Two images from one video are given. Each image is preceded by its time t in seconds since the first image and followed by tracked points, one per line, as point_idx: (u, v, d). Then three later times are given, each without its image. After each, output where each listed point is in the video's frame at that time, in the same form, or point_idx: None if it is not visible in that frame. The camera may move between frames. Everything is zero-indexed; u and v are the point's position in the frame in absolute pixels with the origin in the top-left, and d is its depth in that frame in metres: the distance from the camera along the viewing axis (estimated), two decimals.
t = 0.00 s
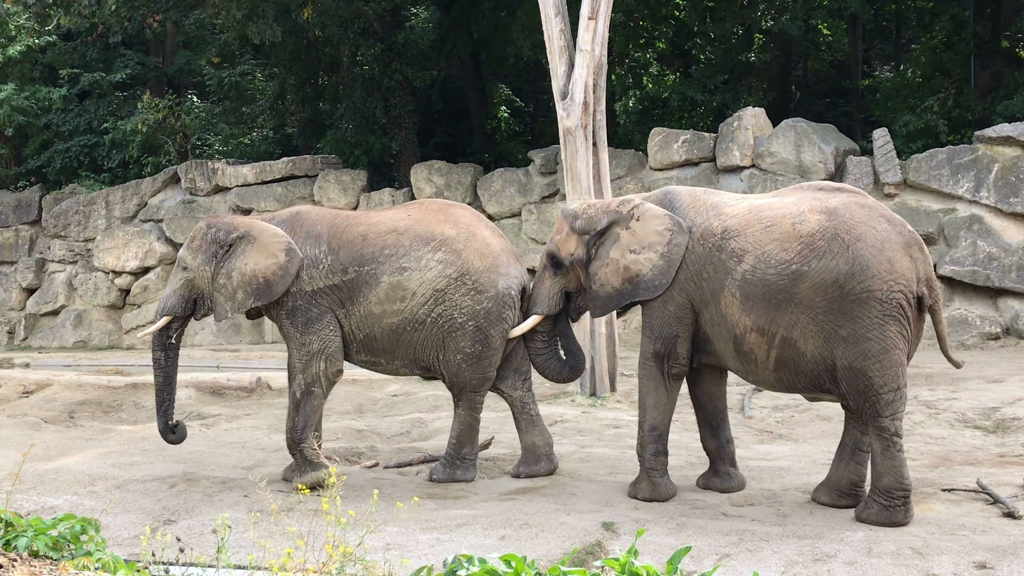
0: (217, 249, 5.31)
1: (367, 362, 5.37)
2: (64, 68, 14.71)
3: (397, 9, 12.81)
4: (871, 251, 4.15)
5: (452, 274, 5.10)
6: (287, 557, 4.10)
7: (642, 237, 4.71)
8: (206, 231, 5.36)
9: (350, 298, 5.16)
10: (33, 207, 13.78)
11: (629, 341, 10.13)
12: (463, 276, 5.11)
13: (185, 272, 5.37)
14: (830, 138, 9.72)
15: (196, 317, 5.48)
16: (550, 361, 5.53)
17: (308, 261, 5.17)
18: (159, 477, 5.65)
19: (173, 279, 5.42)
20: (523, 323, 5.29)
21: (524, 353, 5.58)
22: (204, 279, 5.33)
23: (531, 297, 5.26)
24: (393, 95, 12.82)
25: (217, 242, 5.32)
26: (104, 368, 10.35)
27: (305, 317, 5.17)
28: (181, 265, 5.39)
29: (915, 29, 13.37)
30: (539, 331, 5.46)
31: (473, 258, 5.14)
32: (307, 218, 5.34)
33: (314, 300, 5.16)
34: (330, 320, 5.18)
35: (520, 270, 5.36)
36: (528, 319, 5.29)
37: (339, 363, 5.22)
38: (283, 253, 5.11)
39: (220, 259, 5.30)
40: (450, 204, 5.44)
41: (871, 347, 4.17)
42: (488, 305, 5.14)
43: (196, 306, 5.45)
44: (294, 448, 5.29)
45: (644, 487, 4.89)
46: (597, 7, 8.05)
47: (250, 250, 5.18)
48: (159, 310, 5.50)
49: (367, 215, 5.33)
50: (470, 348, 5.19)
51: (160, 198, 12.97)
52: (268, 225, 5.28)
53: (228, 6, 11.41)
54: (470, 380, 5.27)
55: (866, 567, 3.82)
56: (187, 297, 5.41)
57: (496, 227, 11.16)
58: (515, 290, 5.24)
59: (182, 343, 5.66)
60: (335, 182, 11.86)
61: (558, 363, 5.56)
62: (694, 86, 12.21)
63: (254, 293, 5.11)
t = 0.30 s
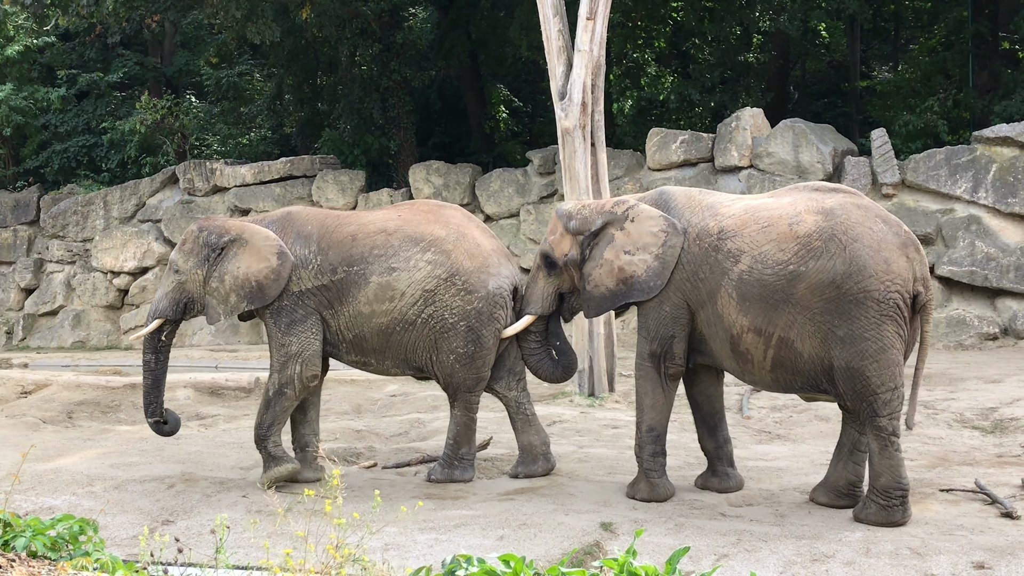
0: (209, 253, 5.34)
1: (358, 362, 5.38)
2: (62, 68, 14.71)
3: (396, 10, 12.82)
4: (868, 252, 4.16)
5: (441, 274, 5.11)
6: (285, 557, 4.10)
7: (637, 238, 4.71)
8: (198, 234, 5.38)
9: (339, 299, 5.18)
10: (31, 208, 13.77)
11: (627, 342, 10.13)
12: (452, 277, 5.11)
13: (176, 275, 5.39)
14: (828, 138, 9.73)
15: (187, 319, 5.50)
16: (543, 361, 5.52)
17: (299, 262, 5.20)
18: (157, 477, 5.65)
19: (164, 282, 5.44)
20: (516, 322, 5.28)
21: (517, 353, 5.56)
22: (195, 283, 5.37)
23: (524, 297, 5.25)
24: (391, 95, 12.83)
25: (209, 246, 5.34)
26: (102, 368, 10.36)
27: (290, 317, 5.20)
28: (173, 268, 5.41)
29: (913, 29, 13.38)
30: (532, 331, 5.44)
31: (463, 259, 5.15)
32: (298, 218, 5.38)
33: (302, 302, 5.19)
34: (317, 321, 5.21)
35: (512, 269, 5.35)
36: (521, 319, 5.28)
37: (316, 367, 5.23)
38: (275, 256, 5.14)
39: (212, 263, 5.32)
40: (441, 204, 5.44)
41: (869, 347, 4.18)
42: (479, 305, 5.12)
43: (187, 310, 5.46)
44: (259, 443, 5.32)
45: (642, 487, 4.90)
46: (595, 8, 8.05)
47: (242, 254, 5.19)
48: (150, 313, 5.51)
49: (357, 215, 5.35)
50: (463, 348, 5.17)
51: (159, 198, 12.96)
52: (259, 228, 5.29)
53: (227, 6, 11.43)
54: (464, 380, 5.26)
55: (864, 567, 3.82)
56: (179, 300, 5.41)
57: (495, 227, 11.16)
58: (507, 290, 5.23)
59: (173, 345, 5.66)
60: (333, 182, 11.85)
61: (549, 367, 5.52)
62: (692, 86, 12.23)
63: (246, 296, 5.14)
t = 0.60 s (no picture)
0: (200, 253, 5.37)
1: (347, 362, 5.37)
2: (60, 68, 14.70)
3: (394, 9, 12.79)
4: (866, 252, 4.17)
5: (430, 274, 5.10)
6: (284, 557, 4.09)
7: (631, 239, 4.70)
8: (189, 235, 5.43)
9: (327, 299, 5.18)
10: (30, 207, 13.76)
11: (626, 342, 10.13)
12: (442, 276, 5.10)
13: (168, 276, 5.46)
14: (827, 138, 9.74)
15: (180, 320, 5.56)
16: (536, 360, 5.45)
17: (288, 262, 5.20)
18: (156, 477, 5.64)
19: (156, 283, 5.51)
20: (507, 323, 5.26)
21: (510, 352, 5.55)
22: (186, 283, 5.42)
23: (518, 296, 5.25)
24: (390, 95, 12.81)
25: (200, 246, 5.37)
26: (101, 368, 10.36)
27: (273, 320, 5.22)
28: (165, 269, 5.47)
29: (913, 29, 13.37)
30: (524, 331, 5.39)
31: (452, 258, 5.14)
32: (288, 218, 5.38)
33: (288, 303, 5.20)
34: (302, 322, 5.22)
35: (502, 269, 5.35)
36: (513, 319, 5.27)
37: (290, 372, 5.26)
38: (266, 256, 5.15)
39: (203, 263, 5.35)
40: (431, 205, 5.44)
41: (867, 346, 4.18)
42: (470, 305, 5.12)
43: (179, 310, 5.54)
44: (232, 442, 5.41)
45: (641, 488, 4.89)
46: (593, 8, 8.03)
47: (232, 253, 5.22)
48: (142, 315, 5.58)
49: (346, 215, 5.34)
50: (456, 348, 5.17)
51: (157, 198, 12.94)
52: (249, 228, 5.31)
53: (225, 6, 11.42)
54: (459, 380, 5.25)
55: (863, 567, 3.82)
56: (171, 301, 5.49)
57: (493, 227, 11.15)
58: (497, 290, 5.22)
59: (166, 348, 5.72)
60: (331, 182, 11.84)
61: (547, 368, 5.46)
62: (690, 86, 12.24)
63: (238, 296, 5.16)
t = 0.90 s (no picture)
0: (189, 256, 5.40)
1: (336, 364, 5.37)
2: (60, 68, 14.70)
3: (394, 10, 12.77)
4: (864, 252, 4.17)
5: (418, 275, 5.10)
6: (284, 557, 4.09)
7: (623, 241, 4.70)
8: (178, 238, 5.46)
9: (314, 301, 5.19)
10: (29, 207, 13.77)
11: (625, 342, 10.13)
12: (429, 278, 5.10)
13: (158, 279, 5.50)
14: (827, 138, 9.75)
15: (172, 323, 5.59)
16: (527, 360, 5.30)
17: (275, 264, 5.23)
18: (156, 477, 5.65)
19: (147, 287, 5.55)
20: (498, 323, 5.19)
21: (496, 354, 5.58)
22: (176, 286, 5.45)
23: (510, 296, 5.21)
24: (390, 96, 12.81)
25: (189, 249, 5.41)
26: (101, 368, 10.36)
27: (259, 322, 5.26)
28: (156, 272, 5.52)
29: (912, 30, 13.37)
30: (515, 330, 5.28)
31: (440, 259, 5.14)
32: (275, 220, 5.41)
33: (275, 305, 5.23)
34: (288, 324, 5.25)
35: (492, 268, 5.34)
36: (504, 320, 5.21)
37: (272, 372, 5.31)
38: (253, 257, 5.18)
39: (193, 266, 5.38)
40: (419, 205, 5.44)
41: (866, 346, 4.18)
42: (459, 306, 5.11)
43: (171, 312, 5.58)
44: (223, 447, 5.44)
45: (640, 488, 4.89)
46: (593, 8, 8.03)
47: (221, 255, 5.24)
48: (133, 318, 5.61)
49: (334, 216, 5.36)
50: (448, 348, 5.16)
51: (157, 198, 12.94)
52: (237, 229, 5.35)
53: (224, 6, 11.42)
54: (453, 381, 5.23)
55: (862, 567, 3.82)
56: (162, 304, 5.54)
57: (493, 228, 11.16)
58: (486, 290, 5.20)
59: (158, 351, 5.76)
60: (331, 182, 11.84)
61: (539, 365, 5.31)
62: (689, 86, 12.24)
63: (227, 298, 5.17)
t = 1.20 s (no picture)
0: (180, 256, 5.46)
1: (322, 363, 5.35)
2: (60, 68, 14.70)
3: (394, 10, 12.76)
4: (861, 252, 4.20)
5: (404, 275, 5.10)
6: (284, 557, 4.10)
7: (618, 242, 4.68)
8: (168, 238, 5.52)
9: (300, 300, 5.19)
10: (29, 208, 13.78)
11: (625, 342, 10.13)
12: (416, 277, 5.10)
13: (148, 279, 5.56)
14: (827, 138, 9.75)
15: (163, 322, 5.66)
16: (517, 362, 5.24)
17: (263, 264, 5.25)
18: (156, 478, 5.65)
19: (137, 286, 5.61)
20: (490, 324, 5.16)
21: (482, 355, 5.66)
22: (166, 286, 5.51)
23: (501, 297, 5.20)
24: (389, 96, 12.81)
25: (179, 248, 5.47)
26: (101, 369, 10.36)
27: (246, 321, 5.27)
28: (145, 273, 5.57)
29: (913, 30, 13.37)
30: (506, 331, 5.24)
31: (427, 259, 5.14)
32: (262, 220, 5.44)
33: (261, 303, 5.24)
34: (275, 322, 5.25)
35: (479, 268, 5.34)
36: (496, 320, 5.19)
37: (262, 368, 5.32)
38: (242, 257, 5.21)
39: (183, 266, 5.44)
40: (406, 204, 5.45)
41: (864, 345, 4.19)
42: (447, 305, 5.11)
43: (161, 312, 5.64)
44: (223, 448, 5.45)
45: (640, 489, 4.89)
46: (593, 8, 8.03)
47: (210, 255, 5.29)
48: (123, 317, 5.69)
49: (321, 215, 5.37)
50: (438, 348, 5.15)
51: (157, 198, 12.93)
52: (226, 229, 5.39)
53: (224, 7, 11.41)
54: (446, 380, 5.22)
55: (862, 567, 3.82)
56: (152, 304, 5.60)
57: (493, 228, 11.17)
58: (473, 289, 5.21)
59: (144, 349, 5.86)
60: (331, 182, 11.85)
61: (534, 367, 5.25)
62: (689, 86, 12.25)
63: (216, 298, 5.20)
